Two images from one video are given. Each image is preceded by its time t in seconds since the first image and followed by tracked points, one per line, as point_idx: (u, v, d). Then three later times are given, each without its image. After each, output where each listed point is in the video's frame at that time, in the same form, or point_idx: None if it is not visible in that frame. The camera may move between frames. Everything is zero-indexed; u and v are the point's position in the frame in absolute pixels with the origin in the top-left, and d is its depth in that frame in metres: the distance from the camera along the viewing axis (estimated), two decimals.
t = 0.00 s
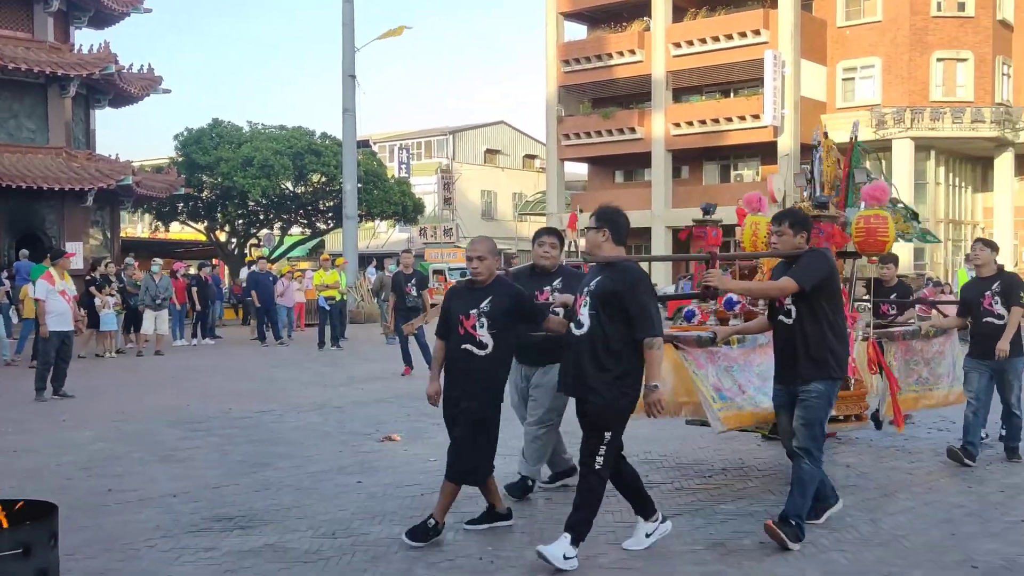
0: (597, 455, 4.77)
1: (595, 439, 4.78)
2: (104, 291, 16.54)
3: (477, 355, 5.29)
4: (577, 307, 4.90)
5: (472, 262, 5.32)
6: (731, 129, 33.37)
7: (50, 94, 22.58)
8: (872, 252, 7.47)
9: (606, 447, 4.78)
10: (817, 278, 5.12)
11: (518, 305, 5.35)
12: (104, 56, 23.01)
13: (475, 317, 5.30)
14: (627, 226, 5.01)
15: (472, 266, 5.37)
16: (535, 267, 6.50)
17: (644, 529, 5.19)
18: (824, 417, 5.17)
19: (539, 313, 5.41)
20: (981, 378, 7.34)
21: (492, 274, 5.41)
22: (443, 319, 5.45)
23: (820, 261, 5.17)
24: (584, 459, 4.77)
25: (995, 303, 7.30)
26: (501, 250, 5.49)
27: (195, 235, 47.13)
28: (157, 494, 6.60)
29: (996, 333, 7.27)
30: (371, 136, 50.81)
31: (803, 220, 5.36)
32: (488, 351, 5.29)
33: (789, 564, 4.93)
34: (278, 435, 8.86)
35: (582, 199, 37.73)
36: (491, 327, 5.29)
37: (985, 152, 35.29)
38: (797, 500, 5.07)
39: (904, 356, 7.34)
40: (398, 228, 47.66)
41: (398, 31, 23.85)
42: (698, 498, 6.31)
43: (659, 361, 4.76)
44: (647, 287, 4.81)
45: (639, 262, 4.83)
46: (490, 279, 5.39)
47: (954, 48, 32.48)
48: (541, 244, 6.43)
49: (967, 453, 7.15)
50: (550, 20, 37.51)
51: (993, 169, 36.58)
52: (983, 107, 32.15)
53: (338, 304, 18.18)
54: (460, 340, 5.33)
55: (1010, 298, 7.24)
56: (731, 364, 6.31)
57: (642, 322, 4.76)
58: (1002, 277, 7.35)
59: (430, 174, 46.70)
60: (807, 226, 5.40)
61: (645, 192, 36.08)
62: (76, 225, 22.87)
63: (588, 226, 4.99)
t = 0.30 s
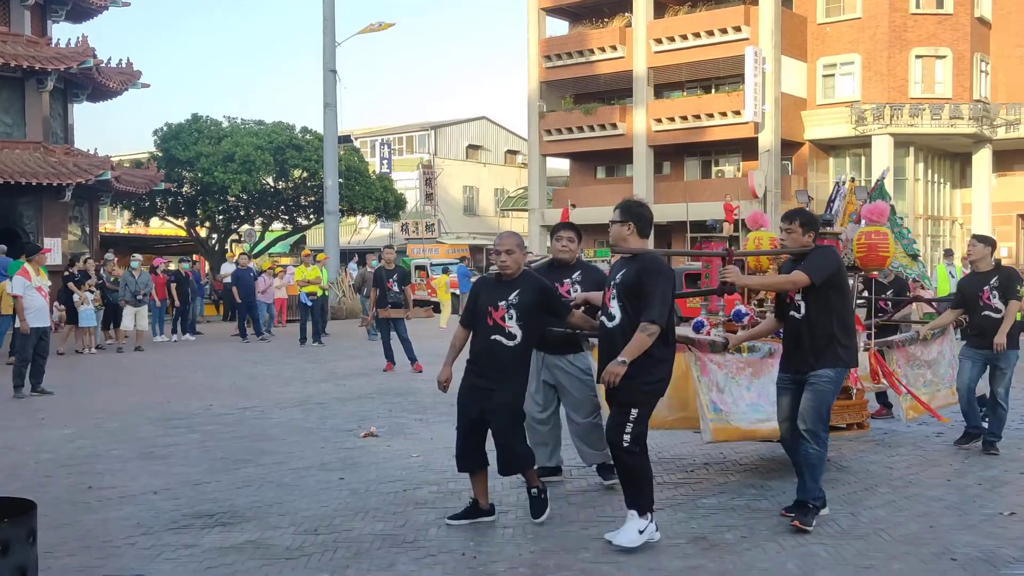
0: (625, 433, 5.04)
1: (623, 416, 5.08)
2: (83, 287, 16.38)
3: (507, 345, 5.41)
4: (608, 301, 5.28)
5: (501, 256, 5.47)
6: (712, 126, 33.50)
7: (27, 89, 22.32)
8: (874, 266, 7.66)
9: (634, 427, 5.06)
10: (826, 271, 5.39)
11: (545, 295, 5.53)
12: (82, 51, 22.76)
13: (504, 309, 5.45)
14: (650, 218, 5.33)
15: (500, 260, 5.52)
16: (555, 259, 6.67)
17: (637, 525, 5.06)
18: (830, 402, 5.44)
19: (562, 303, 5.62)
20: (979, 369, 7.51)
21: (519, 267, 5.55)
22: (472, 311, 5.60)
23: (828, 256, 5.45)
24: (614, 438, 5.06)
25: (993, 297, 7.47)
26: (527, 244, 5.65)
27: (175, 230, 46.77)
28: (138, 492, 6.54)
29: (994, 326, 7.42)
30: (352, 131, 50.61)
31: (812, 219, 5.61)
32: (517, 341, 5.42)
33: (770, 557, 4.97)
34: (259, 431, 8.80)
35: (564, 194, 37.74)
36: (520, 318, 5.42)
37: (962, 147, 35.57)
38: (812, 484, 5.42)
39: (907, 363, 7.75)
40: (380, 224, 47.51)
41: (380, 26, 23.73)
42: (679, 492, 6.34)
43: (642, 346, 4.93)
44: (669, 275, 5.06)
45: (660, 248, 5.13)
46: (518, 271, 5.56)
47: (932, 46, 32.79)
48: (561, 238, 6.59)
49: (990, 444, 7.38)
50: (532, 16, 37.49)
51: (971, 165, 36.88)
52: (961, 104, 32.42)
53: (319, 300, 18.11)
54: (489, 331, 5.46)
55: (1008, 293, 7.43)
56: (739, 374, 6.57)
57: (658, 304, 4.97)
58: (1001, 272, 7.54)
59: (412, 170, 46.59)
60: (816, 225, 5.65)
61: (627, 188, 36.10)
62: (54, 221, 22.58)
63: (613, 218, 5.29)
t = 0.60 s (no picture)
0: (685, 436, 5.24)
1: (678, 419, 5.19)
2: (62, 282, 16.23)
3: (531, 344, 5.51)
4: (629, 297, 5.29)
5: (523, 257, 5.56)
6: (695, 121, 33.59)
7: (6, 82, 22.11)
8: (885, 239, 8.54)
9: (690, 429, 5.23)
10: (842, 261, 5.47)
11: (569, 295, 5.60)
12: (61, 44, 22.54)
13: (528, 309, 5.55)
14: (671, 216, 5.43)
15: (522, 261, 5.62)
16: (577, 258, 6.70)
17: (617, 517, 5.21)
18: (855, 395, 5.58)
19: (585, 302, 5.67)
20: (977, 361, 7.82)
21: (540, 268, 5.66)
22: (496, 312, 5.71)
23: (845, 246, 5.53)
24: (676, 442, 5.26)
25: (989, 293, 7.77)
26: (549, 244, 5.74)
27: (157, 226, 46.52)
28: (118, 488, 6.49)
29: (988, 321, 7.72)
30: (334, 126, 50.42)
31: (830, 208, 5.72)
32: (542, 340, 5.51)
33: (752, 551, 4.99)
34: (241, 427, 8.75)
35: (548, 189, 37.74)
36: (543, 317, 5.52)
37: (942, 144, 35.82)
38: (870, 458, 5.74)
39: (913, 338, 8.02)
40: (363, 219, 47.38)
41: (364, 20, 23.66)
42: (662, 486, 6.36)
43: (662, 339, 5.00)
44: (691, 270, 5.14)
45: (680, 246, 5.20)
46: (540, 272, 5.65)
47: (913, 42, 32.96)
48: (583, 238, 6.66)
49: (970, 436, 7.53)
50: (515, 11, 37.44)
51: (951, 162, 37.13)
52: (941, 100, 32.64)
53: (302, 295, 18.04)
54: (513, 331, 5.56)
55: (1004, 289, 7.70)
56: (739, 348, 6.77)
57: (678, 298, 5.04)
58: (999, 270, 7.81)
59: (395, 165, 46.52)
60: (832, 215, 5.74)
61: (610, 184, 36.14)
62: (33, 216, 22.33)
63: (635, 217, 5.38)
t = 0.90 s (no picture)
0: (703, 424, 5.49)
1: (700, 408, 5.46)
2: (47, 276, 16.11)
3: (556, 335, 5.71)
4: (657, 295, 5.48)
5: (553, 251, 5.72)
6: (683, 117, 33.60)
7: None
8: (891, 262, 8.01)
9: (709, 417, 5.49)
10: (865, 265, 5.70)
11: (595, 290, 5.75)
12: (46, 36, 22.34)
13: (555, 301, 5.72)
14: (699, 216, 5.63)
15: (552, 254, 5.76)
16: (596, 252, 6.92)
17: (633, 499, 5.40)
18: (874, 392, 5.76)
19: (612, 298, 5.82)
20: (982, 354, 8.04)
21: (570, 262, 5.82)
22: (524, 300, 5.88)
23: (867, 251, 5.76)
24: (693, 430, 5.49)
25: (993, 288, 8.01)
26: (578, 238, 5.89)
27: (144, 221, 46.26)
28: (104, 484, 6.45)
29: (994, 315, 7.97)
30: (322, 121, 50.24)
31: (850, 216, 5.97)
32: (566, 331, 5.71)
33: (739, 546, 5.00)
34: (227, 423, 8.71)
35: (536, 184, 37.71)
36: (570, 310, 5.70)
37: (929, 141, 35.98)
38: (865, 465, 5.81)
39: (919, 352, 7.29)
40: (351, 214, 47.25)
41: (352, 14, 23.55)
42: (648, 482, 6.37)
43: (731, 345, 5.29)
44: (719, 271, 5.34)
45: (706, 247, 5.39)
46: (569, 266, 5.83)
47: (900, 39, 33.09)
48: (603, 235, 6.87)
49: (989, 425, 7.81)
50: (504, 5, 37.38)
51: (938, 158, 37.32)
52: (928, 97, 32.79)
53: (289, 290, 17.98)
54: (539, 320, 5.76)
55: (1008, 284, 7.96)
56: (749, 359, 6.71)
57: (720, 301, 5.31)
58: (1001, 265, 8.06)
59: (383, 159, 46.43)
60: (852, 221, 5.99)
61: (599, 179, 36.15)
62: (18, 210, 22.13)
63: (662, 214, 5.55)
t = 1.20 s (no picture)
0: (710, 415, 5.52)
1: (707, 401, 5.49)
2: (41, 277, 16.08)
3: (579, 328, 5.84)
4: (678, 287, 5.56)
5: (573, 246, 5.89)
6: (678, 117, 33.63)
7: None
8: (902, 232, 8.60)
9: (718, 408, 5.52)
10: (873, 257, 5.80)
11: (615, 284, 5.93)
12: (40, 37, 22.27)
13: (576, 295, 5.86)
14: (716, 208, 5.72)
15: (573, 250, 5.93)
16: (610, 252, 6.97)
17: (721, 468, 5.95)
18: (878, 381, 5.86)
19: (629, 290, 6.02)
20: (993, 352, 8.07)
21: (590, 257, 5.97)
22: (545, 296, 6.02)
23: (876, 243, 5.85)
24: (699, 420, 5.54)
25: (1011, 286, 8.00)
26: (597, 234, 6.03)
27: (138, 221, 46.19)
28: (100, 485, 6.43)
29: (1009, 313, 7.97)
30: (317, 121, 50.20)
31: (857, 207, 6.08)
32: (588, 325, 5.84)
33: (736, 545, 5.01)
34: (223, 423, 8.70)
35: (531, 185, 37.73)
36: (591, 304, 5.83)
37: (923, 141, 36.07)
38: (867, 455, 5.84)
39: (930, 328, 8.33)
40: (346, 214, 47.24)
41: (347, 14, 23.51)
42: (644, 481, 6.38)
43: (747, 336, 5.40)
44: (739, 263, 5.43)
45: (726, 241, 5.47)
46: (588, 261, 5.97)
47: (894, 39, 33.15)
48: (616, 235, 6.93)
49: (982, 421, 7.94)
50: (499, 6, 37.38)
51: (932, 158, 37.41)
52: (922, 97, 32.85)
53: (284, 291, 17.96)
54: (561, 315, 5.90)
55: None
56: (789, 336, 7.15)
57: (741, 292, 5.40)
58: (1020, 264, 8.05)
59: (378, 160, 46.44)
60: (859, 213, 6.09)
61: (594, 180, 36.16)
62: (12, 210, 22.05)
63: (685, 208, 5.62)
